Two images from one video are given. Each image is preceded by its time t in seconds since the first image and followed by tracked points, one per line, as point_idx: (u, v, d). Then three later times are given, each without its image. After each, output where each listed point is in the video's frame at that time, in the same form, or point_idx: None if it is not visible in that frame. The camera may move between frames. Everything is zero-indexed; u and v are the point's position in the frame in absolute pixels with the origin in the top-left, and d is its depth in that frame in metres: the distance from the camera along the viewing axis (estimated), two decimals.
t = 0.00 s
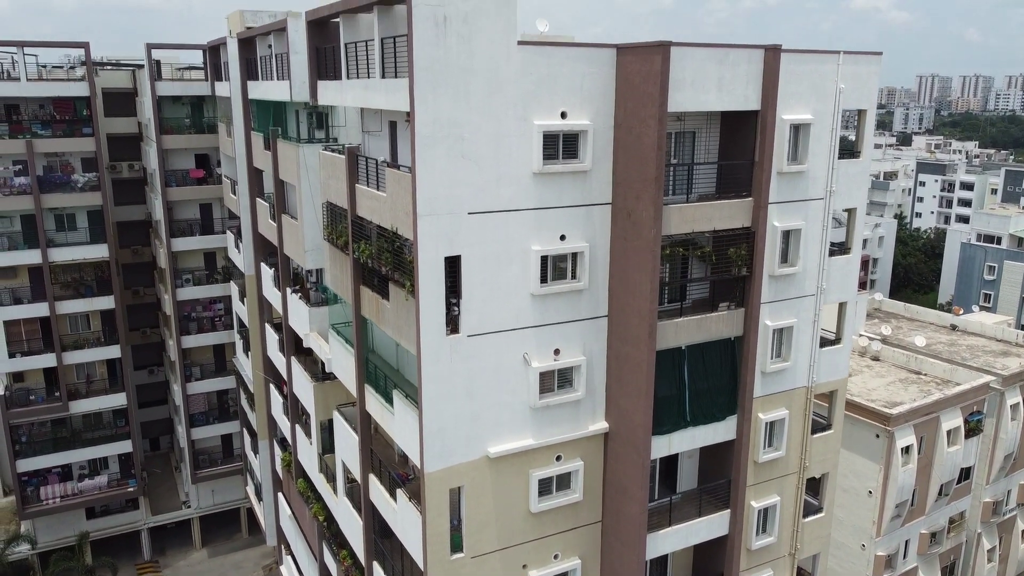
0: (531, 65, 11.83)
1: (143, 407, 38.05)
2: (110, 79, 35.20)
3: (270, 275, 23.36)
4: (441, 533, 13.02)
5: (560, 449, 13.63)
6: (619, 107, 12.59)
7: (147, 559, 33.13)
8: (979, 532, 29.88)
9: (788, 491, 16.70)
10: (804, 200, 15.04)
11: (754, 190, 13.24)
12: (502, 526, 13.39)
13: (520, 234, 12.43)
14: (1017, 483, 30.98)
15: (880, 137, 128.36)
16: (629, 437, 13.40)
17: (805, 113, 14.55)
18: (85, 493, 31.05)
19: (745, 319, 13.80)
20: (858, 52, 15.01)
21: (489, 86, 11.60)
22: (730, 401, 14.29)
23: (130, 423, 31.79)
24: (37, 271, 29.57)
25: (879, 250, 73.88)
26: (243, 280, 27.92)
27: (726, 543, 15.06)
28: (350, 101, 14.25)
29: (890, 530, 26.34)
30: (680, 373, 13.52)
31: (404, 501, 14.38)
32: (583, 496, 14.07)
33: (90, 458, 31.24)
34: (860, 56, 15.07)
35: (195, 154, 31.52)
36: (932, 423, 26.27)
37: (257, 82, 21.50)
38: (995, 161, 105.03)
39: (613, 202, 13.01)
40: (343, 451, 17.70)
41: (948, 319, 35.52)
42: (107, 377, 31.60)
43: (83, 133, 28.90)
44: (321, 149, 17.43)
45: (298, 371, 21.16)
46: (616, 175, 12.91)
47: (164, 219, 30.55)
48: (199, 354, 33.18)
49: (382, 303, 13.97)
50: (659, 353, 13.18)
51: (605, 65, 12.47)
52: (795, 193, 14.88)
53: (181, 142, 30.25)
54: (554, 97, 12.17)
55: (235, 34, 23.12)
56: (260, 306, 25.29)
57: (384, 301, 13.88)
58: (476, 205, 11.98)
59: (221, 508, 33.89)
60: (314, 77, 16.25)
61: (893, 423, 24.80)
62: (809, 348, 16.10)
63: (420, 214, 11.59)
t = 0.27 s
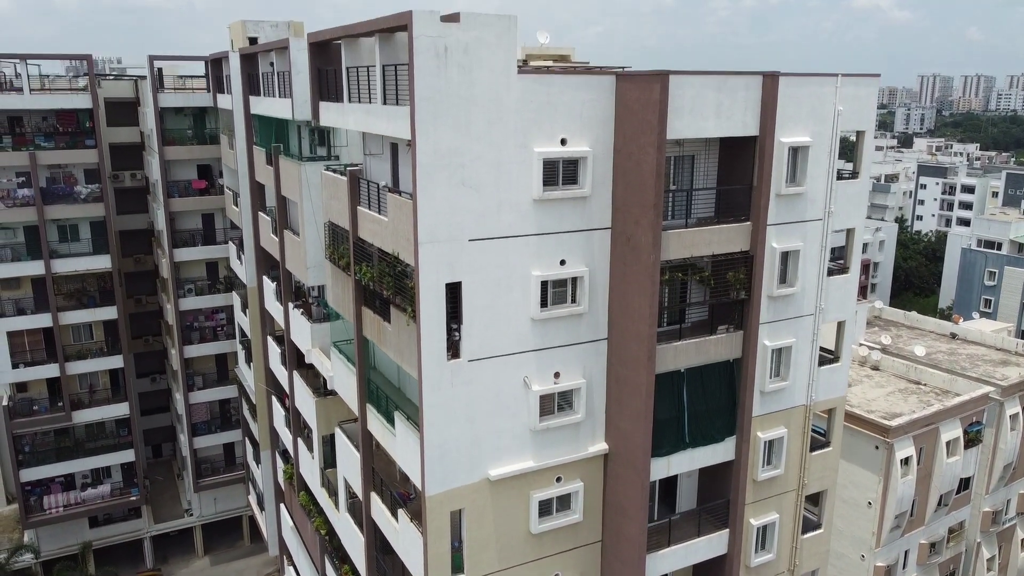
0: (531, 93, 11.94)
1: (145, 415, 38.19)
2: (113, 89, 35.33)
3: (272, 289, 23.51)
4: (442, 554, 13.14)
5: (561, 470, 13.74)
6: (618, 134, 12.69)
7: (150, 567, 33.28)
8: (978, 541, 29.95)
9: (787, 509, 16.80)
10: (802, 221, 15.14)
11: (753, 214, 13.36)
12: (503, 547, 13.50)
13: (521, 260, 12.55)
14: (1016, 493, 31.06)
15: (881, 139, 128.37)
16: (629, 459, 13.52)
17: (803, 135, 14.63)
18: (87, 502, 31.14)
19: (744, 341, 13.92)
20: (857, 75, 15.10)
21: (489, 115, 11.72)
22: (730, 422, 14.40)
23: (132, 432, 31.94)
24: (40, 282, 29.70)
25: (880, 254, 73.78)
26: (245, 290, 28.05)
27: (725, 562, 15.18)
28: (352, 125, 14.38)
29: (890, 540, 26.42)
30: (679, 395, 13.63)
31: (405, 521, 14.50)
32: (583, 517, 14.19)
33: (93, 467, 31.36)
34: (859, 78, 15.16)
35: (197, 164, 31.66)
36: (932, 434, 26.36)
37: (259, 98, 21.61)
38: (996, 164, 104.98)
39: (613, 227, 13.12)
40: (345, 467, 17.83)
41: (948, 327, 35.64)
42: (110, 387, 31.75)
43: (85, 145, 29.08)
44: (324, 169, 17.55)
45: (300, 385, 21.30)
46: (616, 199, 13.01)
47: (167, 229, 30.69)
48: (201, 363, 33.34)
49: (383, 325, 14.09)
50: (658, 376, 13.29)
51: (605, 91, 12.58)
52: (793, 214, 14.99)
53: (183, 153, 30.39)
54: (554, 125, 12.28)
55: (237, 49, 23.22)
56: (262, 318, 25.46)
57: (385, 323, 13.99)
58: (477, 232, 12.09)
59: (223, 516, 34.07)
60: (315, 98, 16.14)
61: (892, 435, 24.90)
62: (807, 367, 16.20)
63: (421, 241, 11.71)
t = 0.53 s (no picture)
0: (531, 115, 12.04)
1: (148, 415, 38.41)
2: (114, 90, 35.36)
3: (274, 295, 23.66)
4: (443, 568, 13.31)
5: (560, 484, 13.91)
6: (617, 153, 12.78)
7: (153, 566, 33.55)
8: (976, 542, 30.15)
9: (785, 518, 16.97)
10: (800, 235, 15.24)
11: (751, 232, 13.47)
12: (503, 560, 13.68)
13: (521, 279, 12.68)
14: (1014, 494, 31.23)
15: (883, 133, 128.09)
16: (628, 474, 13.67)
17: (802, 150, 14.71)
18: (92, 502, 31.42)
19: (742, 357, 14.05)
20: (856, 90, 15.17)
21: (489, 136, 11.82)
22: (728, 436, 14.56)
23: (135, 433, 32.21)
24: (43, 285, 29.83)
25: (880, 250, 73.72)
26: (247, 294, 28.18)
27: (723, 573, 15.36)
28: (354, 141, 14.49)
29: (888, 543, 26.60)
30: (678, 411, 13.77)
31: (407, 533, 14.67)
32: (583, 529, 14.36)
33: (96, 468, 31.64)
34: (858, 93, 15.23)
35: (199, 167, 31.76)
36: (930, 437, 26.51)
37: (261, 106, 21.68)
38: (997, 159, 104.83)
39: (612, 245, 13.23)
40: (347, 476, 18.01)
41: (948, 328, 35.76)
42: (113, 389, 32.00)
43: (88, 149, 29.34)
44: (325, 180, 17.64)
45: (302, 392, 21.46)
46: (615, 217, 13.11)
47: (169, 232, 30.78)
48: (203, 365, 33.52)
49: (384, 340, 14.23)
50: (657, 392, 13.42)
51: (605, 111, 12.67)
52: (792, 229, 15.09)
53: (185, 156, 30.46)
54: (554, 145, 12.38)
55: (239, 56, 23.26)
56: (265, 323, 25.63)
57: (387, 338, 14.13)
58: (477, 252, 12.22)
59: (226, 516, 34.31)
60: (317, 111, 16.26)
61: (891, 439, 25.05)
62: (805, 379, 16.33)
63: (423, 262, 11.84)
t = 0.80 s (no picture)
0: (530, 130, 12.16)
1: (151, 407, 38.69)
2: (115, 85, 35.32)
3: (276, 294, 23.82)
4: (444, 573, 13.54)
5: (559, 490, 14.11)
6: (617, 166, 12.87)
7: (158, 558, 33.95)
8: (972, 536, 30.43)
9: (781, 520, 17.18)
10: (798, 243, 15.33)
11: (749, 243, 13.59)
12: (503, 565, 13.90)
13: (521, 291, 12.82)
14: (1010, 488, 31.48)
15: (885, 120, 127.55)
16: (626, 481, 13.86)
17: (800, 159, 14.79)
18: (96, 496, 31.73)
19: (739, 365, 14.21)
20: (855, 98, 15.23)
21: (489, 151, 11.96)
22: (725, 443, 14.75)
23: (138, 428, 32.44)
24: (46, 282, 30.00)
25: (881, 239, 73.55)
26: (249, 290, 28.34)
27: None
28: (355, 151, 14.60)
29: (885, 538, 26.86)
30: (676, 419, 13.96)
31: (408, 537, 14.89)
32: (581, 534, 14.58)
33: (100, 462, 31.97)
34: (857, 101, 15.30)
35: (200, 163, 31.82)
36: (927, 435, 26.73)
37: (262, 108, 21.73)
38: (1000, 146, 104.40)
39: (611, 256, 13.35)
40: (349, 477, 18.23)
41: (948, 322, 35.94)
42: (116, 384, 32.21)
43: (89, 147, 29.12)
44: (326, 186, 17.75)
45: (304, 392, 21.66)
46: (614, 229, 13.22)
47: (171, 229, 30.89)
48: (205, 359, 33.72)
49: (385, 348, 14.40)
50: (655, 401, 13.60)
51: (604, 124, 12.76)
52: (790, 236, 15.18)
53: (186, 153, 30.53)
54: (553, 158, 12.49)
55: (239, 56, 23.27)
56: (266, 321, 25.81)
57: (387, 346, 14.29)
58: (477, 265, 12.36)
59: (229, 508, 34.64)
60: (319, 118, 16.38)
61: (888, 436, 25.24)
62: (802, 384, 16.49)
63: (423, 276, 11.99)
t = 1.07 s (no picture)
0: (530, 142, 12.23)
1: (154, 400, 38.94)
2: (115, 79, 35.26)
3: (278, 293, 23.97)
4: None
5: (559, 495, 14.32)
6: (616, 177, 12.95)
7: (162, 550, 34.34)
8: (969, 530, 30.70)
9: (778, 521, 17.40)
10: (797, 249, 15.43)
11: (747, 252, 13.70)
12: (504, 568, 14.14)
13: (521, 301, 12.95)
14: (1007, 482, 31.71)
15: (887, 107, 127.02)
16: (625, 486, 14.05)
17: (800, 166, 14.86)
18: (100, 489, 32.05)
19: (737, 372, 14.36)
20: (854, 104, 15.28)
21: (490, 164, 12.05)
22: (723, 447, 14.94)
23: (142, 422, 32.62)
24: (49, 277, 30.19)
25: (882, 229, 73.34)
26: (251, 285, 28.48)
27: None
28: (356, 159, 14.67)
29: (881, 532, 27.11)
30: (674, 425, 14.14)
31: (410, 540, 15.12)
32: (581, 537, 14.80)
33: (104, 456, 32.21)
34: (856, 108, 15.34)
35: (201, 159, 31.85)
36: (924, 431, 26.95)
37: (263, 108, 21.76)
38: (1002, 134, 103.97)
39: (611, 265, 13.47)
40: (351, 478, 18.45)
41: (947, 316, 36.07)
42: (120, 378, 32.36)
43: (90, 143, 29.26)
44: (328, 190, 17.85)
45: (307, 391, 21.86)
46: (614, 239, 13.33)
47: (172, 224, 30.94)
48: (208, 354, 33.92)
49: (387, 354, 14.56)
50: (654, 409, 13.76)
51: (604, 136, 12.83)
52: (789, 243, 15.27)
53: (187, 149, 30.57)
54: (553, 170, 12.57)
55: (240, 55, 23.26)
56: (268, 318, 25.97)
57: (389, 353, 14.43)
58: (478, 276, 12.48)
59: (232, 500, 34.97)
60: (320, 123, 16.40)
61: (886, 432, 25.42)
62: (800, 388, 16.64)
63: (424, 287, 12.12)
